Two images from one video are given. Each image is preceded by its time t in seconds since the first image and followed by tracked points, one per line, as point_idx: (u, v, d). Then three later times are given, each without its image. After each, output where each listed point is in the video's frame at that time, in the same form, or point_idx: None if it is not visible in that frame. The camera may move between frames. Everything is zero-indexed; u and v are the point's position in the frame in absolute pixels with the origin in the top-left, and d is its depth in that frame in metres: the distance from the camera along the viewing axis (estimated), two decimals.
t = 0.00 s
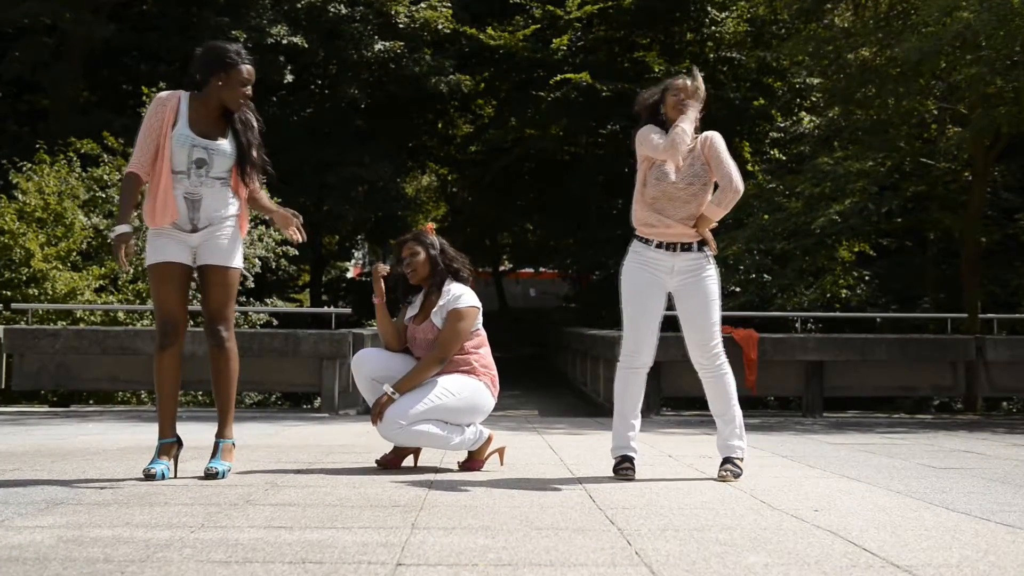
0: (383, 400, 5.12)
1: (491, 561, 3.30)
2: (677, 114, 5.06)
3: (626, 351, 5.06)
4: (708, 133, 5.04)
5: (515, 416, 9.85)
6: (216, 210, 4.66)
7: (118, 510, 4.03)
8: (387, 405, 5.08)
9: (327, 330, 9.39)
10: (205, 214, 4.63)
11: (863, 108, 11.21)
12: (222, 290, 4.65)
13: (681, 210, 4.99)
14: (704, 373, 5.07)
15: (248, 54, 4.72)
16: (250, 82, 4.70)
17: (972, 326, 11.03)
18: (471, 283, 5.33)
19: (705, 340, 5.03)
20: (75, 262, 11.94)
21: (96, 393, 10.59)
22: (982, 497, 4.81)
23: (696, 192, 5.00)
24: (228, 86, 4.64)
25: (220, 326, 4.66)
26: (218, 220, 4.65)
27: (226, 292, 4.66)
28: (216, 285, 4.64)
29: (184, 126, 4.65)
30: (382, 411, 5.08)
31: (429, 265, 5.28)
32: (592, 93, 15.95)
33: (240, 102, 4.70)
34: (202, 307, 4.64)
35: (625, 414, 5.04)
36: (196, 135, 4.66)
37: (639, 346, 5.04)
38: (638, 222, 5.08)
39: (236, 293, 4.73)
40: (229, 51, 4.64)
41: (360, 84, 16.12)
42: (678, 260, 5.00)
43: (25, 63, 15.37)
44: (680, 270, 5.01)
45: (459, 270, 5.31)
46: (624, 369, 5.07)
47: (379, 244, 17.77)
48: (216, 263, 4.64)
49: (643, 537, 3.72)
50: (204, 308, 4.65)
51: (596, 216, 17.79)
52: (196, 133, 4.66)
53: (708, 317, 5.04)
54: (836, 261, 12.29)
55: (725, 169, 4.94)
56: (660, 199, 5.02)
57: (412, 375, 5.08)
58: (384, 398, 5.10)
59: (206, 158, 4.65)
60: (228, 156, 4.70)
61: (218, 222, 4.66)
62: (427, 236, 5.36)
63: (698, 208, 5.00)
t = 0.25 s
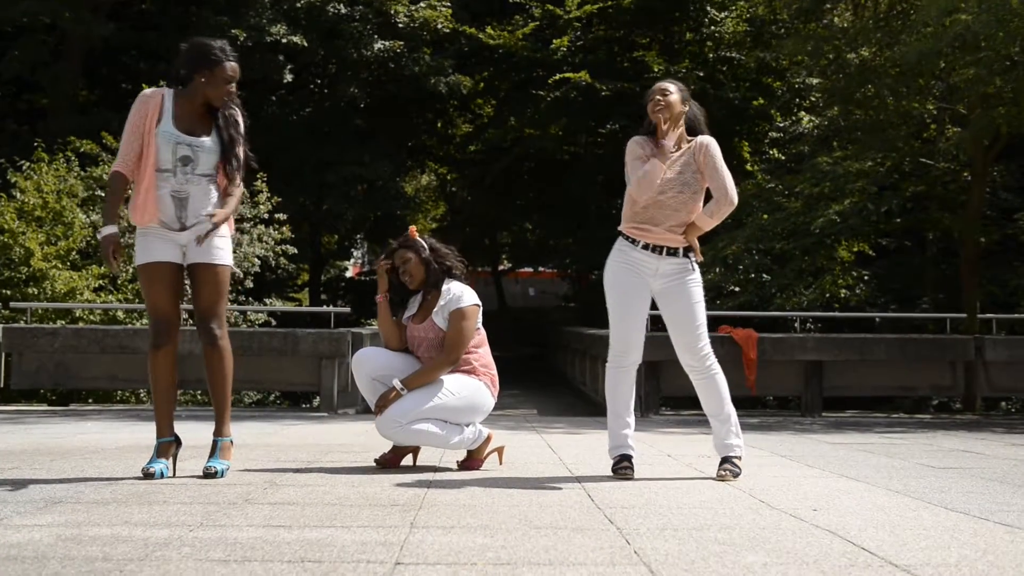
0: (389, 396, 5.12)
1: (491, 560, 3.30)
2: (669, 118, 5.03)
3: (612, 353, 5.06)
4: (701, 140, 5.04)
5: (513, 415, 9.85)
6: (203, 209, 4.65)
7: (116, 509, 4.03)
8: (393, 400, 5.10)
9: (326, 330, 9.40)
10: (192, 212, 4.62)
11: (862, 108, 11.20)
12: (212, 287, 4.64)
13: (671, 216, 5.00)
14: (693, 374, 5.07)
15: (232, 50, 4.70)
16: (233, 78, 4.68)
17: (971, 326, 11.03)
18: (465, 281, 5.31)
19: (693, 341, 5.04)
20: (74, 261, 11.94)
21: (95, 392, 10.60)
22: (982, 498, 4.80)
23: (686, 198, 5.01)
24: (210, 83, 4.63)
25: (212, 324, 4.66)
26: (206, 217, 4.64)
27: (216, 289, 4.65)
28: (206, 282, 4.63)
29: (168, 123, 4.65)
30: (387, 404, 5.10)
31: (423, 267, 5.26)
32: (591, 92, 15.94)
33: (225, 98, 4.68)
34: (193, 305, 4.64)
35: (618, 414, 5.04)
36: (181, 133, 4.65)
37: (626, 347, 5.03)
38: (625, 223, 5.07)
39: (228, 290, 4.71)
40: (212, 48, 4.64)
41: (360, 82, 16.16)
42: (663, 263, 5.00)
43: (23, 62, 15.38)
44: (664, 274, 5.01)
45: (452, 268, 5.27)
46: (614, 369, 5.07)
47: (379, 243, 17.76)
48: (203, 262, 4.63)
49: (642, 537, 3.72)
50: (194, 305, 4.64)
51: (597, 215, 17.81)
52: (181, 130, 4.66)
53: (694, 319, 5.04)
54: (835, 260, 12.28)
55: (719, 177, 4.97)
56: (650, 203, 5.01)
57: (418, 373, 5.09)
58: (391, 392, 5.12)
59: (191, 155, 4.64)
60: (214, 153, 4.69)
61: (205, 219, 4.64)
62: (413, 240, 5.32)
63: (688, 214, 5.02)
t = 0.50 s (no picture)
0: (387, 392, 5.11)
1: (491, 557, 3.30)
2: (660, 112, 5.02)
3: (609, 349, 5.08)
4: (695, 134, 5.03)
5: (512, 412, 9.87)
6: (190, 203, 4.63)
7: (115, 505, 4.03)
8: (392, 396, 5.09)
9: (326, 326, 9.40)
10: (176, 207, 4.60)
11: (862, 105, 11.18)
12: (201, 280, 4.63)
13: (662, 210, 4.99)
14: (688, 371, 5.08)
15: (208, 43, 4.66)
16: (210, 71, 4.65)
17: (971, 323, 11.03)
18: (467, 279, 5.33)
19: (687, 338, 5.04)
20: (75, 258, 11.93)
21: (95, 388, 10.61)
22: (980, 494, 4.81)
23: (678, 192, 5.00)
24: (187, 79, 4.61)
25: (202, 316, 4.64)
26: (190, 212, 4.62)
27: (206, 282, 4.64)
28: (196, 276, 4.63)
29: (149, 119, 4.64)
30: (386, 400, 5.09)
31: (428, 262, 5.26)
32: (592, 89, 15.79)
33: (204, 91, 4.66)
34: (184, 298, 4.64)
35: (615, 411, 5.04)
36: (163, 128, 4.64)
37: (622, 343, 5.05)
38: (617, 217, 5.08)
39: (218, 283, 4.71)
40: (189, 41, 4.62)
41: (359, 79, 16.20)
42: (654, 258, 5.00)
43: (22, 58, 15.36)
44: (655, 268, 5.01)
45: (456, 266, 5.30)
46: (611, 366, 5.08)
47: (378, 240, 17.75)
48: (190, 257, 4.62)
49: (642, 534, 3.72)
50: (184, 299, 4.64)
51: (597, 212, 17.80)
52: (163, 125, 4.65)
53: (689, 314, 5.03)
54: (835, 257, 12.38)
55: (712, 171, 4.97)
56: (640, 197, 5.01)
57: (418, 369, 5.08)
58: (392, 388, 5.11)
59: (173, 150, 4.62)
60: (197, 147, 4.65)
61: (190, 214, 4.62)
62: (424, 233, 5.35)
63: (680, 208, 5.01)
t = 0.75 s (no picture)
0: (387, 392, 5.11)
1: (491, 557, 3.29)
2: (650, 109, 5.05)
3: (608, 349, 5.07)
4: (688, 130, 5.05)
5: (511, 412, 9.87)
6: (185, 202, 4.63)
7: (115, 506, 4.03)
8: (391, 397, 5.08)
9: (326, 327, 9.40)
10: (172, 207, 4.61)
11: (862, 105, 11.18)
12: (188, 275, 4.57)
13: (655, 205, 4.98)
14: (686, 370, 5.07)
15: (193, 40, 4.65)
16: (197, 69, 4.64)
17: (971, 323, 11.03)
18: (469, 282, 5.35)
19: (685, 337, 5.03)
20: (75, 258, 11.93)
21: (95, 388, 10.61)
22: (980, 494, 4.80)
23: (671, 186, 4.99)
24: (175, 78, 4.62)
25: (188, 315, 4.54)
26: (186, 211, 4.62)
27: (194, 277, 4.58)
28: (184, 272, 4.57)
29: (142, 120, 4.65)
30: (386, 401, 5.08)
31: (430, 262, 5.27)
32: (592, 89, 15.82)
33: (193, 89, 4.65)
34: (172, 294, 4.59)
35: (615, 412, 5.05)
36: (156, 128, 4.65)
37: (621, 342, 5.05)
38: (609, 214, 5.08)
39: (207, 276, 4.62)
40: (174, 39, 4.63)
41: (359, 79, 16.20)
42: (647, 255, 4.99)
43: (22, 58, 15.36)
44: (649, 266, 5.01)
45: (459, 270, 5.32)
46: (610, 366, 5.07)
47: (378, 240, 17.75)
48: (182, 255, 4.57)
49: (643, 534, 3.72)
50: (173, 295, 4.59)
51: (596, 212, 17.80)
52: (155, 125, 4.65)
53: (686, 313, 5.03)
54: (835, 257, 12.41)
55: (708, 164, 4.96)
56: (632, 193, 5.01)
57: (417, 369, 5.08)
58: (391, 389, 5.09)
59: (167, 149, 4.62)
60: (190, 145, 4.65)
61: (185, 213, 4.62)
62: (430, 232, 5.37)
63: (674, 202, 5.00)
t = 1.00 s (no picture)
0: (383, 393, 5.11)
1: (491, 557, 3.30)
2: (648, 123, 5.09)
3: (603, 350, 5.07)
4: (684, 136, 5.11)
5: (511, 412, 9.87)
6: (185, 203, 4.63)
7: (114, 505, 4.03)
8: (387, 397, 5.08)
9: (326, 327, 9.40)
10: (172, 207, 4.61)
11: (862, 105, 11.18)
12: (184, 274, 4.56)
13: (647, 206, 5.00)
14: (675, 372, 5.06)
15: (190, 39, 4.66)
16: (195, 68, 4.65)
17: (971, 323, 11.03)
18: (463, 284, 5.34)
19: (673, 340, 5.02)
20: (75, 257, 11.93)
21: (95, 388, 10.62)
22: (979, 494, 4.80)
23: (663, 186, 5.01)
24: (174, 77, 4.62)
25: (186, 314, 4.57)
26: (186, 212, 4.62)
27: (190, 276, 4.57)
28: (181, 272, 4.57)
29: (141, 120, 4.65)
30: (383, 403, 5.08)
31: (423, 264, 5.28)
32: (592, 89, 15.83)
33: (192, 89, 4.65)
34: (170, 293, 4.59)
35: (614, 412, 5.05)
36: (155, 128, 4.64)
37: (615, 343, 5.04)
38: (599, 214, 5.09)
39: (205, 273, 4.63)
40: (171, 39, 4.64)
41: (359, 78, 16.19)
42: (636, 254, 5.00)
43: (22, 58, 15.36)
44: (640, 266, 5.01)
45: (454, 271, 5.31)
46: (605, 368, 5.07)
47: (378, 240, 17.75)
48: (181, 255, 4.57)
49: (642, 534, 3.72)
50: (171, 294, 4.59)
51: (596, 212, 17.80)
52: (154, 125, 4.65)
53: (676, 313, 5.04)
54: (835, 257, 12.41)
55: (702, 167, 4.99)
56: (625, 195, 5.02)
57: (411, 369, 5.08)
58: (386, 391, 5.10)
59: (167, 149, 4.62)
60: (190, 145, 4.65)
61: (186, 214, 4.62)
62: (425, 234, 5.36)
63: (665, 202, 5.01)
